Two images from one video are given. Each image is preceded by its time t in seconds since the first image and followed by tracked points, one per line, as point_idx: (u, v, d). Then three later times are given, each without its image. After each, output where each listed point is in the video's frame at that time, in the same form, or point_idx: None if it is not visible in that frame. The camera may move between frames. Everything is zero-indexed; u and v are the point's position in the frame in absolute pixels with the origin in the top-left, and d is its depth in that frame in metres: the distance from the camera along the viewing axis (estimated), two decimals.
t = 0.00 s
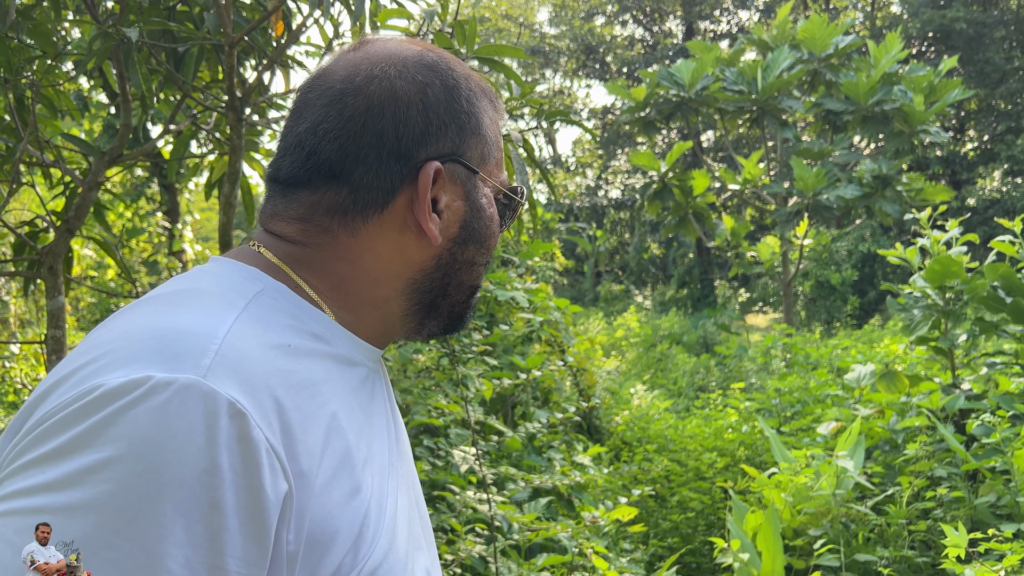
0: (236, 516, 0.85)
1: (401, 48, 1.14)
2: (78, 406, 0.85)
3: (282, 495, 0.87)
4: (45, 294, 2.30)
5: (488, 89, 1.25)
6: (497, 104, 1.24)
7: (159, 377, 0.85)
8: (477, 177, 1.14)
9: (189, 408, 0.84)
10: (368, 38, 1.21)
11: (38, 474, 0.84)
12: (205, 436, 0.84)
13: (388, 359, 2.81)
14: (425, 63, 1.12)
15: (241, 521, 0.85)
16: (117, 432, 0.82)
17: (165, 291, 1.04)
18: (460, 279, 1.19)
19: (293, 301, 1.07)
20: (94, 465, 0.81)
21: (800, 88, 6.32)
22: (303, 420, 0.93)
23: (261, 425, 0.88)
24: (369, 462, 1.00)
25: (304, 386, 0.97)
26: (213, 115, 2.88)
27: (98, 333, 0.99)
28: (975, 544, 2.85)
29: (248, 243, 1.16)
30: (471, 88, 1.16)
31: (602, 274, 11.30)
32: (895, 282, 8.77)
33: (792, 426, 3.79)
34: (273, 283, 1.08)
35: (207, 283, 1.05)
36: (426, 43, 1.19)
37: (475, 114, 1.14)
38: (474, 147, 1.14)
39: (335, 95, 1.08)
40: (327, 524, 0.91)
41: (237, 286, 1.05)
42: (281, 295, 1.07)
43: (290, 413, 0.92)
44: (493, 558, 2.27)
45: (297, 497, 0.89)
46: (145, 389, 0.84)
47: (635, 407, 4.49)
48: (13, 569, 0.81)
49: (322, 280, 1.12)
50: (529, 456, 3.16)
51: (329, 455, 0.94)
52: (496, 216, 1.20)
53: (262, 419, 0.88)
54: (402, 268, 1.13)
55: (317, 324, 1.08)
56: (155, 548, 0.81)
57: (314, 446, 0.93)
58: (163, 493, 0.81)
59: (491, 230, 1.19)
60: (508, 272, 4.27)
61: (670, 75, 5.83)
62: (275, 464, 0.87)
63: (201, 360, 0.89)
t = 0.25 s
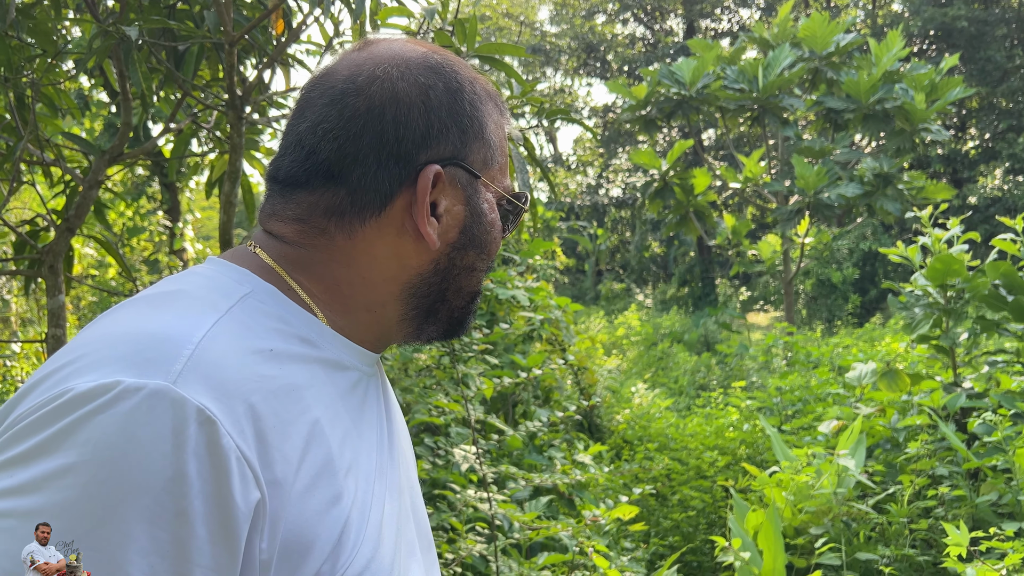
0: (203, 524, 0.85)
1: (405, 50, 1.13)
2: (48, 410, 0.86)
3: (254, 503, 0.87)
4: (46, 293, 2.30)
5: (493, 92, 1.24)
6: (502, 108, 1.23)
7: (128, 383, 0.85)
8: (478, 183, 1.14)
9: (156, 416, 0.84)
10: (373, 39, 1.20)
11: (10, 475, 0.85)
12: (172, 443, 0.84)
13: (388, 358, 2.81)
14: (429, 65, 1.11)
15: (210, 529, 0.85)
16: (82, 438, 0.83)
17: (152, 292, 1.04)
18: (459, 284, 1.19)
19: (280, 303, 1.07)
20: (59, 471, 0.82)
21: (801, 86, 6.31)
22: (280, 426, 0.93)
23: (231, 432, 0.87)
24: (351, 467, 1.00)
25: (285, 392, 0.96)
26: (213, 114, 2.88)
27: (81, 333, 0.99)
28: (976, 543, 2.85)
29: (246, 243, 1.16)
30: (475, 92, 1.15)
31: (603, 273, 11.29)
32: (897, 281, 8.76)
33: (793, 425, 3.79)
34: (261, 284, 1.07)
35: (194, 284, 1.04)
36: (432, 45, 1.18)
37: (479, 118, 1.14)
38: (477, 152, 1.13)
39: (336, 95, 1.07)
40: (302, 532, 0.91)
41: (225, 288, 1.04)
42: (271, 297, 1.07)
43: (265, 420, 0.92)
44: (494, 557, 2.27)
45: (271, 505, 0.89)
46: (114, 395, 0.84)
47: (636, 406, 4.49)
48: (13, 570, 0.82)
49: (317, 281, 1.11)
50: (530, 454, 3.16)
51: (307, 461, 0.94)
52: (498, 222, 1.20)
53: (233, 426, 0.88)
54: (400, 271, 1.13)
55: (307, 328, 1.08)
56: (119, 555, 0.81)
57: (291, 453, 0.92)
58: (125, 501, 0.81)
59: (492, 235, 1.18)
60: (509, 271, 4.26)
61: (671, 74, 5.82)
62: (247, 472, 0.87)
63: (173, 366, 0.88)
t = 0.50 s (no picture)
0: (197, 526, 0.84)
1: (380, 43, 1.13)
2: (33, 419, 0.85)
3: (246, 503, 0.87)
4: (46, 292, 2.30)
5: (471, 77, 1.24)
6: (483, 97, 1.23)
7: (112, 388, 0.85)
8: (462, 174, 1.14)
9: (143, 420, 0.84)
10: (350, 34, 1.20)
11: None
12: (161, 446, 0.83)
13: (388, 357, 2.81)
14: (404, 58, 1.11)
15: (203, 531, 0.85)
16: (70, 444, 0.82)
17: (134, 296, 1.04)
18: (448, 277, 1.19)
19: (267, 303, 1.06)
20: (49, 477, 0.82)
21: (802, 85, 6.30)
22: (267, 425, 0.93)
23: (220, 432, 0.87)
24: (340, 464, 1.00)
25: (271, 391, 0.96)
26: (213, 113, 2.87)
27: (62, 341, 0.98)
28: (977, 542, 2.85)
29: (232, 245, 1.16)
30: (453, 82, 1.14)
31: (604, 272, 11.29)
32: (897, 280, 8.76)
33: (794, 423, 3.78)
34: (246, 284, 1.07)
35: (176, 288, 1.04)
36: (408, 37, 1.18)
37: (458, 109, 1.13)
38: (458, 143, 1.13)
39: (312, 92, 1.07)
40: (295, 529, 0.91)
41: (209, 291, 1.04)
42: (256, 296, 1.06)
43: (253, 419, 0.91)
44: (495, 556, 2.26)
45: (263, 504, 0.89)
46: (99, 400, 0.84)
47: (637, 405, 4.49)
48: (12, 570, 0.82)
49: (303, 280, 1.11)
50: (531, 453, 3.15)
51: (296, 460, 0.94)
52: (485, 213, 1.20)
53: (221, 427, 0.88)
54: (387, 266, 1.13)
55: (295, 328, 1.07)
56: (113, 558, 0.81)
57: (280, 452, 0.92)
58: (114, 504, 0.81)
59: (479, 226, 1.18)
60: (509, 269, 4.26)
61: (671, 72, 5.81)
62: (237, 472, 0.87)
63: (157, 368, 0.88)
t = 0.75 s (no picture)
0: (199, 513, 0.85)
1: (354, 40, 1.14)
2: (21, 424, 0.84)
3: (241, 487, 0.88)
4: (47, 292, 2.30)
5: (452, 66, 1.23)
6: (465, 90, 1.22)
7: (99, 383, 0.84)
8: (440, 166, 1.13)
9: (135, 412, 0.83)
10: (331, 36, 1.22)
11: None
12: (156, 435, 0.83)
13: (389, 357, 2.80)
14: (375, 52, 1.12)
15: (206, 516, 0.85)
16: (66, 443, 0.81)
17: (115, 299, 1.03)
18: (433, 271, 1.18)
19: (251, 301, 1.06)
20: (48, 477, 0.81)
21: (803, 84, 6.30)
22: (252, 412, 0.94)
23: (209, 418, 0.88)
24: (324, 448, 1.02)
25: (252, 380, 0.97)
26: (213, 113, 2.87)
27: (39, 351, 0.97)
28: (979, 541, 2.85)
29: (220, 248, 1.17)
30: (428, 74, 1.14)
31: (604, 272, 11.29)
32: (898, 279, 8.76)
33: (795, 423, 3.77)
34: (230, 283, 1.07)
35: (160, 287, 1.04)
36: (383, 33, 1.19)
37: (433, 100, 1.13)
38: (434, 135, 1.13)
39: (285, 92, 1.10)
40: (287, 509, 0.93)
41: (191, 291, 1.03)
42: (240, 294, 1.06)
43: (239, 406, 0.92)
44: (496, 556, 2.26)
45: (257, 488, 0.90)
46: (89, 397, 0.83)
47: (638, 405, 4.49)
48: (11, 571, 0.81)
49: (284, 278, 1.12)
50: (532, 453, 3.15)
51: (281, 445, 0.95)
52: (470, 206, 1.18)
53: (209, 413, 0.89)
54: (367, 261, 1.12)
55: (280, 325, 1.07)
56: (125, 550, 0.80)
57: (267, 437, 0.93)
58: (121, 496, 0.81)
59: (462, 219, 1.17)
60: (510, 269, 4.25)
61: (672, 72, 5.81)
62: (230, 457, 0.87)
63: (141, 361, 0.88)
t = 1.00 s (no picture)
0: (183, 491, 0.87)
1: (332, 41, 1.19)
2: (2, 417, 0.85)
3: (219, 465, 0.91)
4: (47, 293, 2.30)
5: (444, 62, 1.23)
6: (448, 84, 1.19)
7: (76, 371, 0.86)
8: (400, 159, 1.13)
9: (115, 397, 0.85)
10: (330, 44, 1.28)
11: None
12: (136, 417, 0.85)
13: (389, 358, 2.80)
14: (343, 49, 1.15)
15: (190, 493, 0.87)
16: (47, 430, 0.83)
17: (99, 298, 1.05)
18: (402, 268, 1.16)
19: (235, 295, 1.08)
20: (33, 463, 0.82)
21: (804, 84, 6.29)
22: (227, 394, 0.96)
23: (185, 399, 0.90)
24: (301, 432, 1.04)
25: (227, 365, 0.99)
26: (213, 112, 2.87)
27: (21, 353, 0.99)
28: (980, 542, 2.84)
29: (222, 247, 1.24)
30: (396, 68, 1.15)
31: (605, 272, 11.28)
32: (899, 279, 8.75)
33: (796, 423, 3.77)
34: (216, 280, 1.09)
35: (144, 285, 1.05)
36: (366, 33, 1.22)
37: (396, 93, 1.13)
38: (396, 127, 1.13)
39: (265, 94, 1.17)
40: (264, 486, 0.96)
41: (176, 287, 1.05)
42: (225, 289, 1.08)
43: (215, 389, 0.95)
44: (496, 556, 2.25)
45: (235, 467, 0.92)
46: (68, 384, 0.85)
47: (639, 405, 4.49)
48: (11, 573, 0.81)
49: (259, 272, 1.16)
50: (533, 454, 3.15)
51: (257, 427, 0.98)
52: (442, 201, 1.16)
53: (185, 395, 0.91)
54: (333, 257, 1.14)
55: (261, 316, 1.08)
56: (111, 525, 0.81)
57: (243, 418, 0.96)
58: (103, 478, 0.81)
59: (431, 214, 1.15)
60: (511, 269, 4.24)
61: (673, 72, 5.79)
62: (207, 437, 0.90)
63: (116, 349, 0.90)
